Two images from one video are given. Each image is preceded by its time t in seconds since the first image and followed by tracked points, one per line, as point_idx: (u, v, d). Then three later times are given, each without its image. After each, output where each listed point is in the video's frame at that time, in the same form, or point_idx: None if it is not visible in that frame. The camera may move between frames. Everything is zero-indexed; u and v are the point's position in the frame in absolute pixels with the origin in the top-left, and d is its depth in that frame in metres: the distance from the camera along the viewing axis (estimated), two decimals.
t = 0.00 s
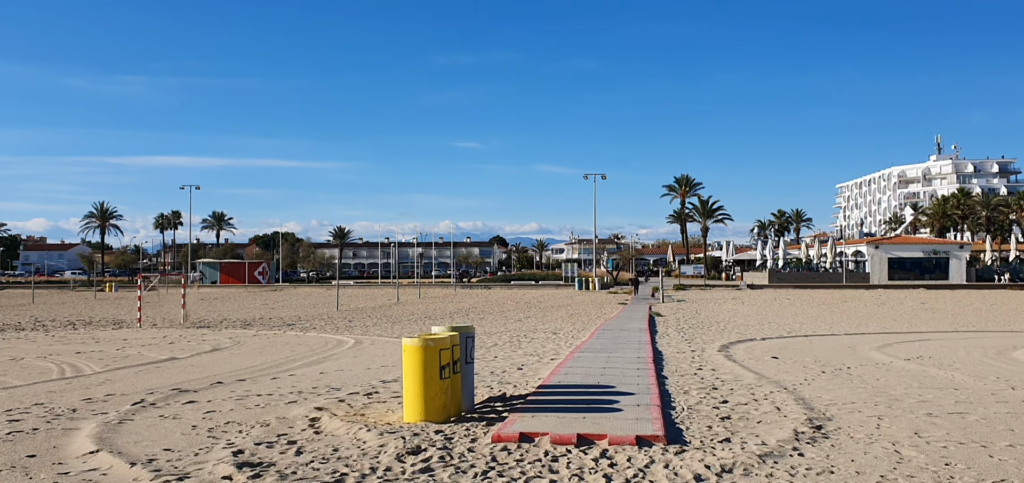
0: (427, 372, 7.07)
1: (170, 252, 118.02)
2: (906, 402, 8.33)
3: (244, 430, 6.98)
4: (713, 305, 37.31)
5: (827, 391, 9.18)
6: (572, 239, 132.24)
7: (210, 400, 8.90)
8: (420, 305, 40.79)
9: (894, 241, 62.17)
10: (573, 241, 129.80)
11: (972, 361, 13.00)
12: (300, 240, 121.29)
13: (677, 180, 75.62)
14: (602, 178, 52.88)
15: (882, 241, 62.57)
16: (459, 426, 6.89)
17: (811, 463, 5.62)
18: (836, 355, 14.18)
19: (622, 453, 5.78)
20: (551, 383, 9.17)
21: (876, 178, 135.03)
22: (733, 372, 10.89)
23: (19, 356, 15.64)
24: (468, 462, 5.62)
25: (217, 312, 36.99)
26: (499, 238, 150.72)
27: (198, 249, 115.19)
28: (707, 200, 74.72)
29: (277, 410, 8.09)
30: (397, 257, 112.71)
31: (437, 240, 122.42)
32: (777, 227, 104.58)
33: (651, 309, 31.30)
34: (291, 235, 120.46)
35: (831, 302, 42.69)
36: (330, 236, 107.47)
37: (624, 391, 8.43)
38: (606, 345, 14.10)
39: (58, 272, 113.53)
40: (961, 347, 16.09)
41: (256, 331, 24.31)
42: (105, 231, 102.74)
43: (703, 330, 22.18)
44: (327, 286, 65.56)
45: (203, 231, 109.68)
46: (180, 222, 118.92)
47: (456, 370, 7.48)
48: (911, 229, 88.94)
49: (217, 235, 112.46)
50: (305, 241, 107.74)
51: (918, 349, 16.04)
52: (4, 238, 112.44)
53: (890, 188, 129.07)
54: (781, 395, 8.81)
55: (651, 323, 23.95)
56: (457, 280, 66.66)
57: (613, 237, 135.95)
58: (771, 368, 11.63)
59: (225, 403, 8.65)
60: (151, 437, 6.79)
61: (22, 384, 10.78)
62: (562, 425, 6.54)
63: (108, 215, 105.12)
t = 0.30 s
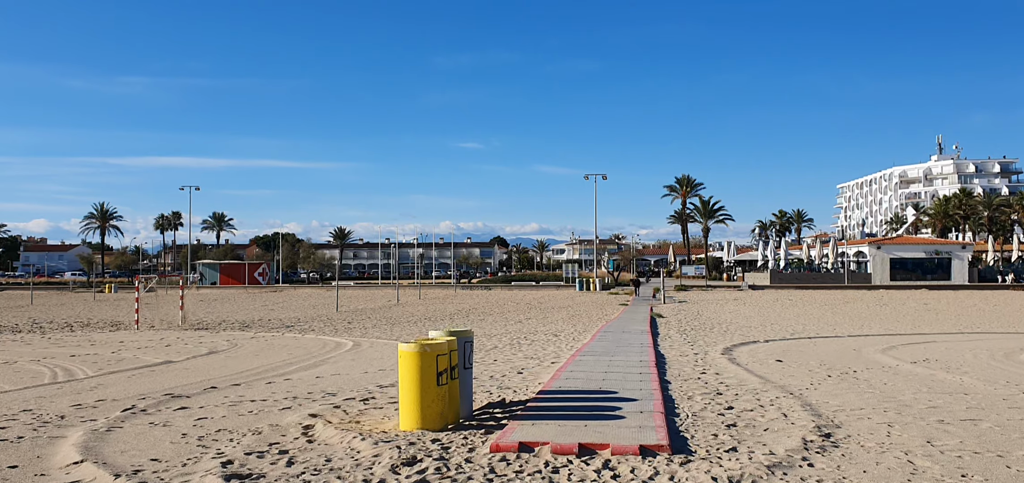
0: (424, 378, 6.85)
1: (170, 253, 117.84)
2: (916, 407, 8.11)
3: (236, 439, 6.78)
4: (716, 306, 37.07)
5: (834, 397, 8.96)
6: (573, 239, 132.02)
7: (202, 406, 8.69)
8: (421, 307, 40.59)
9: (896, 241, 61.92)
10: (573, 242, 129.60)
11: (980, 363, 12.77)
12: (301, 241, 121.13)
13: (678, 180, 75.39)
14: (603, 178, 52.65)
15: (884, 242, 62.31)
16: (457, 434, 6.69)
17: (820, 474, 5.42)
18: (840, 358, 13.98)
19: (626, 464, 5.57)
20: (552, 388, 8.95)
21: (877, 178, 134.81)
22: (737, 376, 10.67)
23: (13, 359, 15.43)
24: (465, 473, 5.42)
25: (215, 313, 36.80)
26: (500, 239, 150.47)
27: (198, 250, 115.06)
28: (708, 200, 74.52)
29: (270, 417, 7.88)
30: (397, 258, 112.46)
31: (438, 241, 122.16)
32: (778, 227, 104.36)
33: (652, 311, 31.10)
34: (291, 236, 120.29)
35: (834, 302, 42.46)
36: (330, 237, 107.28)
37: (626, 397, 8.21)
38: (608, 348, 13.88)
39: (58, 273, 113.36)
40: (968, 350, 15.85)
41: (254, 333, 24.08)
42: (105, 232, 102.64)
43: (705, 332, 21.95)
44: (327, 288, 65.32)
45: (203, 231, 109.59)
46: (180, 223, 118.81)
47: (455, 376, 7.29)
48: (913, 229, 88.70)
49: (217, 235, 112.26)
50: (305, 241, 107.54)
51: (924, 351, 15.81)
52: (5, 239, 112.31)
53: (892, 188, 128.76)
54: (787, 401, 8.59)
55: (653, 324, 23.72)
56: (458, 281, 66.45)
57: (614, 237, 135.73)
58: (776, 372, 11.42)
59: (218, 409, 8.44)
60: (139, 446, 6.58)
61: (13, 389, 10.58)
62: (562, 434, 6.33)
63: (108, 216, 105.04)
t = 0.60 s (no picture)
0: (412, 377, 6.66)
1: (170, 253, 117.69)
2: (919, 407, 7.92)
3: (219, 440, 6.56)
4: (715, 306, 36.85)
5: (835, 396, 8.77)
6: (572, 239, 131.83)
7: (188, 405, 8.48)
8: (419, 306, 40.40)
9: (896, 241, 61.69)
10: (573, 242, 129.41)
11: (983, 363, 12.56)
12: (300, 241, 121.00)
13: (678, 180, 75.21)
14: (603, 178, 52.38)
15: (885, 242, 62.07)
16: (447, 435, 6.49)
17: (822, 476, 5.22)
18: (840, 357, 13.77)
19: (621, 465, 5.36)
20: (546, 388, 8.74)
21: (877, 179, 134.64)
22: (736, 376, 10.45)
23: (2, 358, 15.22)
24: (452, 475, 5.21)
25: (212, 313, 36.56)
26: (500, 239, 150.30)
27: (198, 250, 114.86)
28: (708, 200, 74.33)
29: (257, 417, 7.68)
30: (397, 258, 112.23)
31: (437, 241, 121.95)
32: (779, 227, 104.15)
33: (651, 311, 30.90)
34: (291, 236, 120.12)
35: (834, 302, 42.25)
36: (330, 237, 107.12)
37: (623, 396, 8.01)
38: (605, 347, 13.68)
39: (58, 273, 113.14)
40: (971, 349, 15.64)
41: (250, 333, 23.83)
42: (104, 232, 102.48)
43: (705, 331, 21.72)
44: (326, 287, 65.14)
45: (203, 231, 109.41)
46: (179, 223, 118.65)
47: (445, 375, 7.10)
48: (913, 229, 88.48)
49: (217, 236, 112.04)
50: (304, 241, 107.37)
51: (926, 350, 15.61)
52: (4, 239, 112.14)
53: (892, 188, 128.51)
54: (788, 400, 8.39)
55: (652, 324, 23.50)
56: (457, 281, 66.30)
57: (614, 237, 135.54)
58: (776, 371, 11.22)
59: (205, 409, 8.23)
60: (119, 446, 6.37)
61: None
62: (555, 434, 6.13)
63: (108, 216, 104.89)
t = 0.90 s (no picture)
0: (401, 383, 6.39)
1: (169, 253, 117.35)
2: (927, 413, 7.63)
3: (198, 448, 6.31)
4: (716, 306, 36.60)
5: (839, 401, 8.49)
6: (572, 239, 131.56)
7: (171, 411, 8.20)
8: (417, 306, 40.09)
9: (897, 241, 61.40)
10: (573, 241, 129.16)
11: (990, 365, 12.28)
12: (300, 241, 120.70)
13: (678, 179, 74.92)
14: (602, 177, 52.15)
15: (886, 241, 61.76)
16: (436, 443, 6.23)
17: None
18: (843, 359, 13.49)
19: (615, 477, 5.11)
20: (541, 393, 8.47)
21: (877, 178, 134.42)
22: (737, 380, 10.17)
23: None
24: None
25: (209, 313, 36.22)
26: (499, 239, 150.10)
27: (197, 250, 114.53)
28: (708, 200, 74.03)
29: (242, 423, 7.42)
30: (397, 258, 111.92)
31: (437, 240, 121.68)
32: (779, 227, 103.92)
33: (651, 311, 30.67)
34: (291, 236, 119.84)
35: (836, 302, 41.96)
36: (329, 237, 106.87)
37: (620, 402, 7.73)
38: (603, 349, 13.40)
39: (56, 273, 112.75)
40: (976, 351, 15.35)
41: (245, 333, 23.53)
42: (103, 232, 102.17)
43: (705, 332, 21.42)
44: (325, 287, 64.86)
45: (201, 231, 109.12)
46: (179, 223, 118.32)
47: (436, 380, 6.83)
48: (914, 228, 88.21)
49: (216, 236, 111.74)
50: (304, 241, 107.09)
51: (930, 352, 15.35)
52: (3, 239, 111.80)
53: (892, 188, 128.22)
54: (790, 405, 8.12)
55: (653, 324, 23.23)
56: (457, 280, 66.03)
57: (614, 237, 135.34)
58: (778, 374, 10.96)
59: (188, 414, 7.96)
60: (93, 455, 6.10)
61: None
62: (548, 442, 5.87)
63: (107, 216, 104.59)
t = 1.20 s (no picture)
0: (393, 391, 6.15)
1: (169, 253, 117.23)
2: (938, 421, 7.39)
3: (183, 459, 6.06)
4: (717, 307, 36.39)
5: (847, 407, 8.25)
6: (573, 240, 131.39)
7: (158, 418, 7.95)
8: (417, 307, 39.89)
9: (899, 241, 61.17)
10: (574, 242, 129.05)
11: (999, 369, 12.03)
12: (300, 241, 120.60)
13: (679, 180, 74.73)
14: (603, 177, 51.95)
15: (888, 242, 61.53)
16: (430, 454, 5.98)
17: None
18: (849, 363, 13.24)
19: None
20: (541, 399, 8.23)
21: (878, 179, 134.16)
22: (742, 385, 9.93)
23: None
24: None
25: (207, 314, 35.98)
26: (500, 239, 149.88)
27: (197, 251, 114.41)
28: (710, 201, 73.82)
29: (230, 432, 7.17)
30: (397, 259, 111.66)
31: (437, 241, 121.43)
32: (780, 227, 103.64)
33: (652, 312, 30.43)
34: (291, 237, 119.73)
35: (838, 304, 41.75)
36: (330, 237, 106.71)
37: (622, 409, 7.51)
38: (604, 352, 13.16)
39: (56, 273, 112.61)
40: (983, 354, 15.09)
41: (242, 335, 23.30)
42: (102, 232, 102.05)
43: (707, 334, 21.20)
44: (324, 288, 64.71)
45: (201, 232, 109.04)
46: (179, 224, 118.22)
47: (431, 387, 6.60)
48: (916, 230, 87.98)
49: (216, 236, 111.50)
50: (304, 242, 106.94)
51: (936, 355, 15.09)
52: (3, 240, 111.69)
53: (893, 188, 128.08)
54: (798, 412, 7.87)
55: (654, 326, 22.99)
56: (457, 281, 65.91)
57: (615, 238, 135.16)
58: (783, 379, 10.72)
59: (177, 421, 7.74)
60: (72, 466, 5.85)
61: None
62: (547, 454, 5.62)
63: (107, 216, 104.52)
